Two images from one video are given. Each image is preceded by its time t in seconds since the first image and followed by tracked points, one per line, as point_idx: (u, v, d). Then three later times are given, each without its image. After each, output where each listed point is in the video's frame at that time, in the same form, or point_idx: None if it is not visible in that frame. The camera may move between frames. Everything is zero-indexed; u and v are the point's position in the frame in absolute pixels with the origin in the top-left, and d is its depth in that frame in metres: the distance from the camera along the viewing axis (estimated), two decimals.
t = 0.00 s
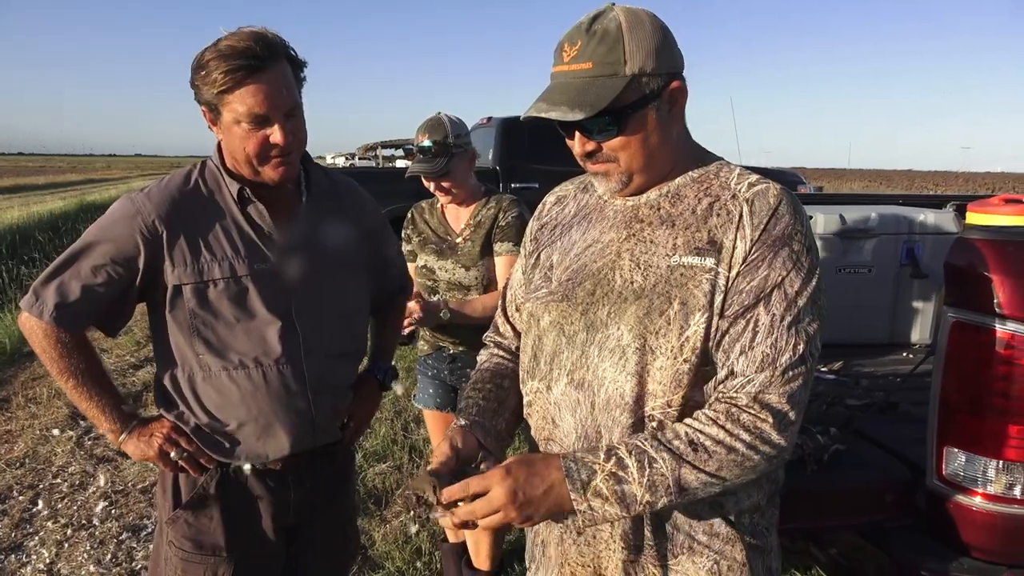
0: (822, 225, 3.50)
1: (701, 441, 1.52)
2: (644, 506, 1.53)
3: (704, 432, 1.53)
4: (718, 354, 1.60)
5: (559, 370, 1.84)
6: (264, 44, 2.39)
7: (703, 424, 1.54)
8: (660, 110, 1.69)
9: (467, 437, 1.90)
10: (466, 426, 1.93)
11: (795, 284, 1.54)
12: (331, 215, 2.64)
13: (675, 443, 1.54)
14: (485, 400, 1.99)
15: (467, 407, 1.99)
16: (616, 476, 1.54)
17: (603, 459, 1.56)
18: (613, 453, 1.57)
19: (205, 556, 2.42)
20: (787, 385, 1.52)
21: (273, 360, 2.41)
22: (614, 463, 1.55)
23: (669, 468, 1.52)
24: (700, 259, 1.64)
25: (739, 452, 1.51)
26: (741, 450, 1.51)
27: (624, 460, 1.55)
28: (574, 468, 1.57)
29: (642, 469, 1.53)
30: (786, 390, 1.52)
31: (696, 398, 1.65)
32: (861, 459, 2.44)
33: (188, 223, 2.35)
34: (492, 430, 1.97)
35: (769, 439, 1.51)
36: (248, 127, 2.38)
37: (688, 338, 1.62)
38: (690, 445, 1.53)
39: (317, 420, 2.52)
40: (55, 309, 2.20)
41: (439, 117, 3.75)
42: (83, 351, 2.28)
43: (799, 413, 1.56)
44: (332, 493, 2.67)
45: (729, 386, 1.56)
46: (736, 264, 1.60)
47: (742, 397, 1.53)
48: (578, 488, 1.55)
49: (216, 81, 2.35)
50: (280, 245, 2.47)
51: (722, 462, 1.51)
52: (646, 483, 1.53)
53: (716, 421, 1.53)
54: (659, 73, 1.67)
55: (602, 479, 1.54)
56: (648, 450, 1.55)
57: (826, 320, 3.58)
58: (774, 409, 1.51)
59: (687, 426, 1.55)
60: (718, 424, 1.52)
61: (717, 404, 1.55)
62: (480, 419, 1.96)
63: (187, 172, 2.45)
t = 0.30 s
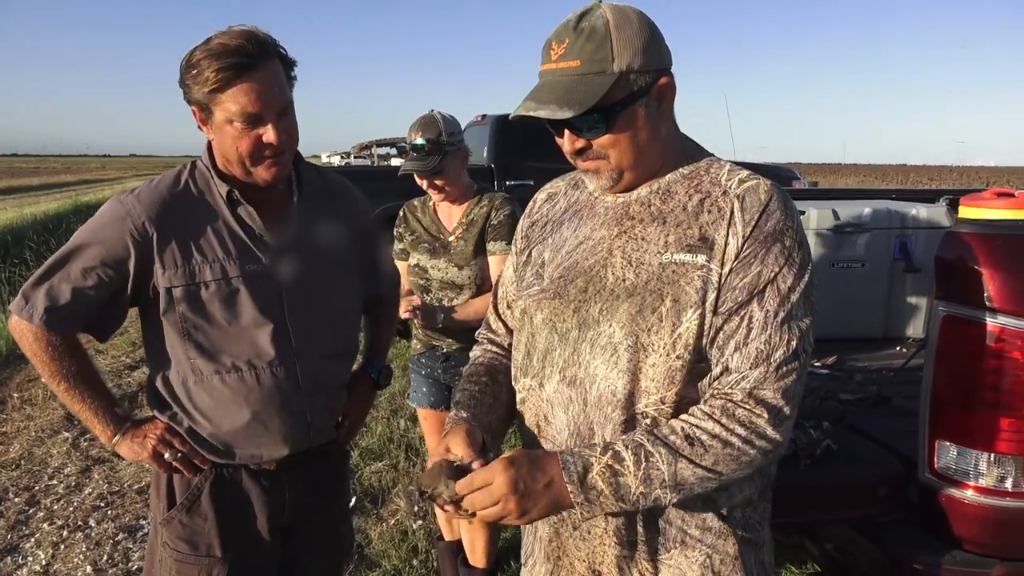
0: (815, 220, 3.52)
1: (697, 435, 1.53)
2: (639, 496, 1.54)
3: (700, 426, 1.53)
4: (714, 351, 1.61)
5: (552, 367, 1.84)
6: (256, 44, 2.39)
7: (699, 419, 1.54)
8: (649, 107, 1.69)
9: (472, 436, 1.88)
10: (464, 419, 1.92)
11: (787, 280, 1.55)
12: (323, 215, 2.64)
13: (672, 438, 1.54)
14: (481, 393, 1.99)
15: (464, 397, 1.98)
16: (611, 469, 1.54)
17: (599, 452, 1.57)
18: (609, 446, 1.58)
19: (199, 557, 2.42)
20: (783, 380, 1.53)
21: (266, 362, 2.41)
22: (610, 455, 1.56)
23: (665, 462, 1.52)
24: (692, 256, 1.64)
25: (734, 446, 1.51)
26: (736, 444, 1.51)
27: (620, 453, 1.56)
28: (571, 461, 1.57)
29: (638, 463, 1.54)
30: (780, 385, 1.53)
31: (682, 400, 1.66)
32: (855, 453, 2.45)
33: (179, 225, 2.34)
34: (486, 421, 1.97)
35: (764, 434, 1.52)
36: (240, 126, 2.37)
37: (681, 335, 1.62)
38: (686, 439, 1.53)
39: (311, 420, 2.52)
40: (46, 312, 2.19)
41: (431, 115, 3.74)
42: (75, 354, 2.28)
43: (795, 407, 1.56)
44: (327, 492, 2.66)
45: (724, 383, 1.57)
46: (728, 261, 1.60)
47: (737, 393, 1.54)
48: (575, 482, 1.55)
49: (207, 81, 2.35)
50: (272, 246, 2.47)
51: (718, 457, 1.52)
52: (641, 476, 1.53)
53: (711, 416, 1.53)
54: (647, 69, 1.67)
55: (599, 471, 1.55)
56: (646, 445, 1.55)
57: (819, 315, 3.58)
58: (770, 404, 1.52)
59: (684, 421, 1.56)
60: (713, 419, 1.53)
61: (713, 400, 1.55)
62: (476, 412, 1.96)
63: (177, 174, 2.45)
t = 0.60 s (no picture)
0: (810, 218, 3.53)
1: (687, 437, 1.53)
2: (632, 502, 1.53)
3: (689, 428, 1.53)
4: (703, 347, 1.60)
5: (545, 366, 1.84)
6: (248, 39, 2.39)
7: (687, 421, 1.54)
8: (637, 105, 1.69)
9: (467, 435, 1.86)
10: (459, 420, 1.91)
11: (777, 277, 1.55)
12: (317, 213, 2.63)
13: (662, 442, 1.54)
14: (475, 394, 1.99)
15: (457, 398, 1.98)
16: (603, 479, 1.54)
17: (589, 464, 1.57)
18: (599, 457, 1.58)
19: (193, 557, 2.42)
20: (770, 376, 1.53)
21: (259, 361, 2.41)
22: (600, 466, 1.56)
23: (656, 468, 1.52)
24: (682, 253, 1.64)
25: (723, 445, 1.51)
26: (725, 443, 1.51)
27: (610, 463, 1.56)
28: (561, 474, 1.57)
29: (630, 467, 1.54)
30: (767, 381, 1.53)
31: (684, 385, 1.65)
32: (849, 451, 2.45)
33: (171, 223, 2.34)
34: (479, 421, 1.96)
35: (753, 431, 1.52)
36: (232, 122, 2.36)
37: (672, 332, 1.62)
38: (676, 442, 1.53)
39: (304, 419, 2.52)
40: (37, 311, 2.19)
41: (427, 114, 3.74)
42: (67, 354, 2.27)
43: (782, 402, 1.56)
44: (321, 491, 2.66)
45: (712, 379, 1.56)
46: (717, 258, 1.60)
47: (726, 390, 1.53)
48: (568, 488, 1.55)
49: (199, 76, 2.34)
50: (265, 244, 2.46)
51: (708, 457, 1.52)
52: (633, 483, 1.53)
53: (700, 416, 1.53)
54: (634, 68, 1.67)
55: (591, 482, 1.55)
56: (635, 452, 1.55)
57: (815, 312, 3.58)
58: (757, 400, 1.52)
59: (672, 424, 1.55)
60: (702, 419, 1.53)
61: (701, 400, 1.56)
62: (469, 413, 1.95)
63: (169, 171, 2.44)
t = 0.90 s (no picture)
0: (806, 215, 3.52)
1: (676, 441, 1.53)
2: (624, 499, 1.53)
3: (677, 430, 1.53)
4: (691, 343, 1.60)
5: (538, 365, 1.84)
6: (242, 36, 2.38)
7: (676, 423, 1.54)
8: (628, 103, 1.69)
9: (463, 442, 1.86)
10: (457, 426, 1.91)
11: (763, 274, 1.55)
12: (312, 211, 2.63)
13: (651, 446, 1.54)
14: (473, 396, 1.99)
15: (456, 400, 1.98)
16: (593, 489, 1.54)
17: (579, 473, 1.56)
18: (588, 465, 1.57)
19: (188, 557, 2.42)
20: (758, 373, 1.54)
21: (253, 360, 2.40)
22: (591, 475, 1.55)
23: (646, 474, 1.52)
24: (672, 251, 1.63)
25: (713, 446, 1.52)
26: (715, 444, 1.52)
27: (601, 471, 1.55)
28: (549, 485, 1.56)
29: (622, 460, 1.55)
30: (754, 379, 1.53)
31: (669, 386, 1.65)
32: (844, 449, 2.45)
33: (165, 221, 2.33)
34: (476, 424, 1.96)
35: (741, 430, 1.53)
36: (227, 120, 2.36)
37: (661, 331, 1.63)
38: (665, 446, 1.53)
39: (299, 418, 2.52)
40: (30, 309, 2.18)
41: (421, 112, 3.73)
42: (60, 353, 2.26)
43: (769, 400, 1.57)
44: (316, 490, 2.66)
45: (700, 378, 1.56)
46: (705, 256, 1.60)
47: (715, 390, 1.53)
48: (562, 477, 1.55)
49: (193, 73, 2.34)
50: (259, 242, 2.45)
51: (698, 460, 1.52)
52: (623, 490, 1.53)
53: (689, 418, 1.53)
54: (625, 66, 1.66)
55: (581, 492, 1.54)
56: (625, 459, 1.55)
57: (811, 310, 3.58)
58: (745, 399, 1.53)
59: (660, 427, 1.56)
60: (690, 420, 1.52)
61: (689, 399, 1.55)
62: (467, 417, 1.95)
63: (162, 169, 2.44)
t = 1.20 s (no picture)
0: (803, 214, 3.53)
1: (658, 445, 1.53)
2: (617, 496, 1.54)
3: (660, 435, 1.53)
4: (678, 345, 1.60)
5: (531, 364, 1.85)
6: (242, 36, 2.39)
7: (659, 427, 1.54)
8: (624, 103, 1.69)
9: (471, 440, 1.87)
10: (462, 422, 1.92)
11: (752, 277, 1.55)
12: (310, 210, 2.63)
13: (633, 450, 1.55)
14: (475, 393, 2.00)
15: (461, 396, 1.99)
16: (574, 488, 1.54)
17: (561, 473, 1.57)
18: (570, 465, 1.58)
19: (186, 557, 2.42)
20: (738, 376, 1.54)
21: (251, 360, 2.41)
22: (572, 474, 1.56)
23: (626, 476, 1.53)
24: (663, 251, 1.64)
25: (695, 450, 1.52)
26: (696, 448, 1.52)
27: (582, 470, 1.56)
28: (533, 486, 1.56)
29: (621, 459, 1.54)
30: (734, 381, 1.53)
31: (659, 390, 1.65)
32: (841, 446, 2.45)
33: (163, 220, 2.33)
34: (479, 421, 1.97)
35: (722, 433, 1.53)
36: (225, 120, 2.36)
37: (652, 331, 1.63)
38: (647, 450, 1.54)
39: (297, 418, 2.52)
40: (28, 309, 2.19)
41: (419, 111, 3.73)
42: (58, 353, 2.26)
43: (752, 403, 1.58)
44: (313, 490, 2.66)
45: (684, 380, 1.57)
46: (695, 257, 1.60)
47: (698, 394, 1.53)
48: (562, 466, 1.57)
49: (192, 73, 2.34)
50: (257, 242, 2.45)
51: (679, 464, 1.53)
52: (603, 491, 1.53)
53: (671, 422, 1.53)
54: (622, 65, 1.67)
55: (563, 493, 1.54)
56: (606, 461, 1.55)
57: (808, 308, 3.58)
58: (726, 402, 1.53)
59: (643, 430, 1.56)
60: (672, 424, 1.53)
61: (672, 403, 1.56)
62: (473, 414, 1.96)
63: (160, 168, 2.44)
